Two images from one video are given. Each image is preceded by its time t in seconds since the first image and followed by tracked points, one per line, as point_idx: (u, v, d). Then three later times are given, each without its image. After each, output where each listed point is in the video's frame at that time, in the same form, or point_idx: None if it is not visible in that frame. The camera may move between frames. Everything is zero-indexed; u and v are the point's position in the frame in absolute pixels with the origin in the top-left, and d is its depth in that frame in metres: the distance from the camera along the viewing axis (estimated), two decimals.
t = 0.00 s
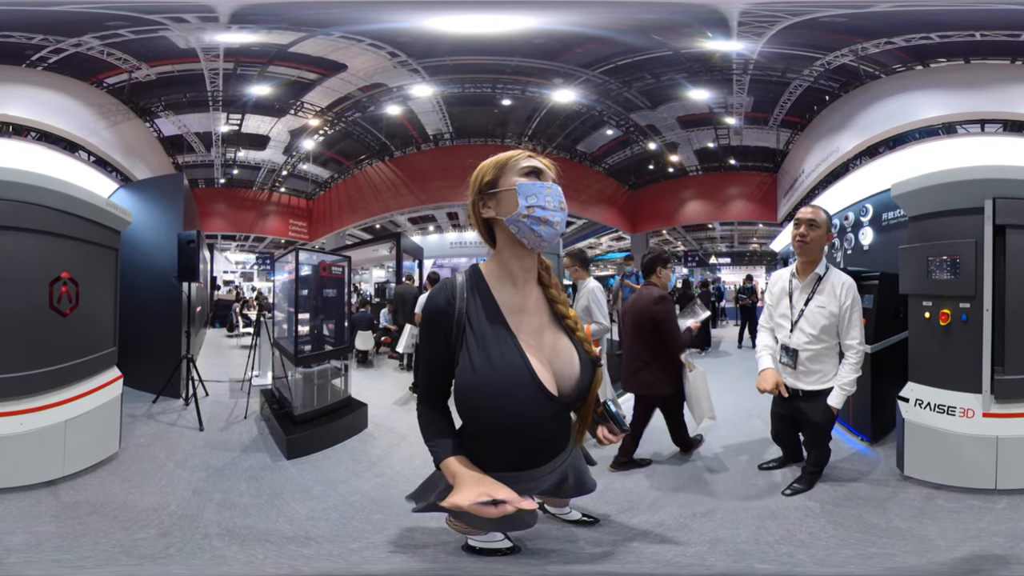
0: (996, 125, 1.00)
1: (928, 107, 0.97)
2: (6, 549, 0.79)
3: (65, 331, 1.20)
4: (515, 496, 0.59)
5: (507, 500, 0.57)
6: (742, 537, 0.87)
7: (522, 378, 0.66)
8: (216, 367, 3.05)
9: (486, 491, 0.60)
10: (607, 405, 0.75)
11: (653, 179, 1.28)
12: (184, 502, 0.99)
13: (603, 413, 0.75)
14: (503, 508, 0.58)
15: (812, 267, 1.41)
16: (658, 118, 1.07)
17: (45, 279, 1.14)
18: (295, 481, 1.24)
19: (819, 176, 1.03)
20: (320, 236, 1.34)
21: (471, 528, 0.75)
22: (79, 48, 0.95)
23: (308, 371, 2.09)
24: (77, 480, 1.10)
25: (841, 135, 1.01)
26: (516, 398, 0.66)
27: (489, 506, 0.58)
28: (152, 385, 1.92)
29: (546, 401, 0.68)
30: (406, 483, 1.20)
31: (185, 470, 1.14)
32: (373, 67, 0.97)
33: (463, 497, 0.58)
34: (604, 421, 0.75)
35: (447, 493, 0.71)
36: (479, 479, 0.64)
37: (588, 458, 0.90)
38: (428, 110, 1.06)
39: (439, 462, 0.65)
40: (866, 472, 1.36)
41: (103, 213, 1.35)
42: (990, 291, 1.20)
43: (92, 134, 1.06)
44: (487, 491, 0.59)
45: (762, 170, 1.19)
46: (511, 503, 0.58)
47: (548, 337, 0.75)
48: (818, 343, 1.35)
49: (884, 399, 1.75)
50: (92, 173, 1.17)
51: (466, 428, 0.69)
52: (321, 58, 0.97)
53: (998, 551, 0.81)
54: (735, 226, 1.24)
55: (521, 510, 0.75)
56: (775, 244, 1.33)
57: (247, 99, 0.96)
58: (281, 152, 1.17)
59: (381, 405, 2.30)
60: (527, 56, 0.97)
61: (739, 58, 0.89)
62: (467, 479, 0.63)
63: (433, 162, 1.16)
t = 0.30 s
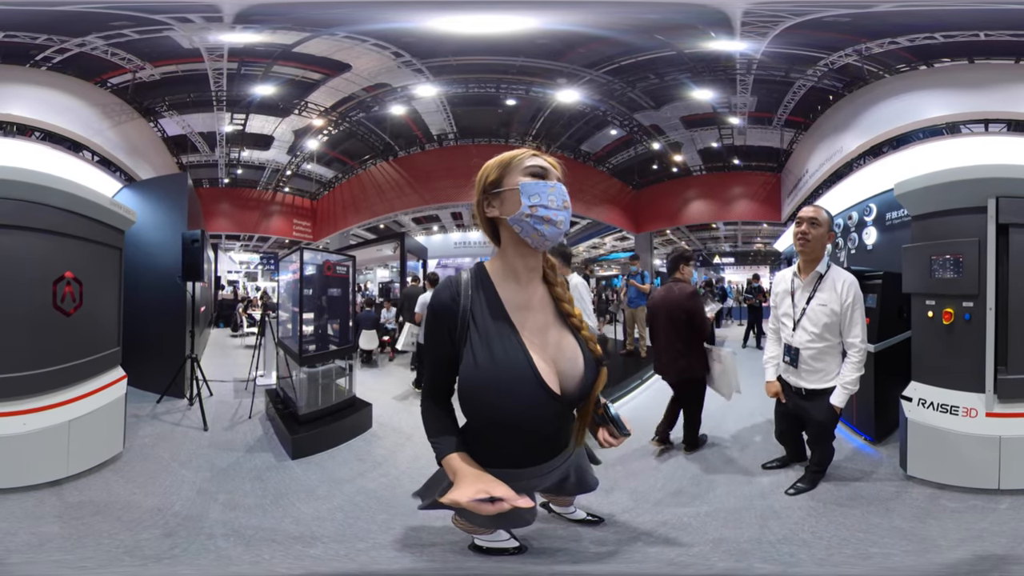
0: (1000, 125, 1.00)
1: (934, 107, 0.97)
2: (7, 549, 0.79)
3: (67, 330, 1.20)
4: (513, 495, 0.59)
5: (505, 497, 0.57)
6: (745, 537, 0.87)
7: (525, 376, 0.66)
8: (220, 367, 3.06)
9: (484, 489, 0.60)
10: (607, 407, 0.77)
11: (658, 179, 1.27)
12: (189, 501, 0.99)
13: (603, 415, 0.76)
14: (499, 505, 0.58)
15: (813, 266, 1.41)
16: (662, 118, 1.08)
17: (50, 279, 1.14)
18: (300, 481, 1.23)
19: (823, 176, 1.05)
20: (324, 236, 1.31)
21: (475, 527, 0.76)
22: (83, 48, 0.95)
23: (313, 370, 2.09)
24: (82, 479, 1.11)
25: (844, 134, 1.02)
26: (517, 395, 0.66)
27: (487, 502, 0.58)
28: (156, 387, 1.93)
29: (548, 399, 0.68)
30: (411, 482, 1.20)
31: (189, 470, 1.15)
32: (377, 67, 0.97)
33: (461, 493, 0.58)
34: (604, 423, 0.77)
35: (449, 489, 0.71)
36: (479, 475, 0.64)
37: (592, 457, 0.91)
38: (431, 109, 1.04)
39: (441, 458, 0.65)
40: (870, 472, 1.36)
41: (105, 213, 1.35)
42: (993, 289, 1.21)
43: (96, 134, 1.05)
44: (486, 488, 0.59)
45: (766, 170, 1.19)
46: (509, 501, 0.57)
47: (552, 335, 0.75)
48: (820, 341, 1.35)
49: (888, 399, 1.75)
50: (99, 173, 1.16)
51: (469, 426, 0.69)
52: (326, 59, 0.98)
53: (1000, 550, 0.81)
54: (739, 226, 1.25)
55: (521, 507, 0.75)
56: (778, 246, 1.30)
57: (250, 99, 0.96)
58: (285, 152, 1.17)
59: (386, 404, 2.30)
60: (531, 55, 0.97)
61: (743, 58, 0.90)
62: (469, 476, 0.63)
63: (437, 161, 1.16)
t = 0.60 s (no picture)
0: (1006, 125, 0.99)
1: (939, 106, 0.97)
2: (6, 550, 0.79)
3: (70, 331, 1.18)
4: (519, 493, 0.58)
5: (511, 496, 0.56)
6: (751, 537, 0.87)
7: (531, 376, 0.66)
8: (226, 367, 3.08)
9: (491, 487, 0.59)
10: (605, 412, 0.73)
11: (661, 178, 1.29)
12: (193, 501, 0.99)
13: (602, 420, 0.73)
14: (505, 504, 0.56)
15: (818, 265, 1.41)
16: (667, 118, 1.08)
17: (54, 278, 1.12)
18: (305, 482, 1.23)
19: (828, 176, 1.08)
20: (329, 235, 1.42)
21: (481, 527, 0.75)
22: (88, 48, 0.93)
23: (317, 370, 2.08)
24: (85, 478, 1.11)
25: (849, 134, 1.04)
26: (524, 394, 0.66)
27: (493, 501, 0.57)
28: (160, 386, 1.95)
29: (554, 399, 0.68)
30: (417, 482, 1.19)
31: (193, 470, 1.15)
32: (381, 66, 0.97)
33: (468, 490, 0.57)
34: (604, 427, 0.73)
35: (455, 487, 0.71)
36: (486, 475, 0.63)
37: (601, 457, 0.92)
38: (436, 110, 1.06)
39: (449, 457, 0.65)
40: (876, 472, 1.35)
41: (111, 212, 1.32)
42: (997, 288, 1.20)
43: (101, 134, 1.08)
44: (492, 486, 0.58)
45: (772, 169, 1.22)
46: (515, 499, 0.56)
47: (560, 335, 0.74)
48: (825, 339, 1.35)
49: (892, 398, 1.75)
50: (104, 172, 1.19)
51: (476, 425, 0.69)
52: (330, 60, 0.97)
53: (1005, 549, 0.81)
54: (744, 226, 1.28)
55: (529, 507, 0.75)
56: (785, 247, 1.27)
57: (256, 99, 0.95)
58: (289, 152, 1.20)
59: (391, 404, 2.29)
60: (537, 56, 0.97)
61: (748, 58, 0.89)
62: (477, 476, 0.62)
63: (441, 161, 1.17)
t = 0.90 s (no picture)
0: (1011, 125, 1.00)
1: (944, 107, 0.98)
2: (10, 547, 0.76)
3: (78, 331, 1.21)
4: (532, 494, 0.57)
5: (524, 497, 0.55)
6: (759, 537, 0.87)
7: (541, 377, 0.66)
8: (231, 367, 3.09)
9: (503, 489, 0.59)
10: (619, 410, 0.73)
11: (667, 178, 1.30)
12: (198, 501, 0.99)
13: (615, 417, 0.73)
14: (518, 505, 0.56)
15: (824, 265, 1.41)
16: (672, 118, 1.09)
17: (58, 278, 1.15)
18: (311, 483, 1.23)
19: (833, 177, 1.08)
20: (334, 236, 1.39)
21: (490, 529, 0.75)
22: (93, 48, 0.92)
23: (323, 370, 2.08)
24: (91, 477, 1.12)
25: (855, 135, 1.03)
26: (532, 396, 0.65)
27: (506, 503, 0.57)
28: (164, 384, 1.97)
29: (563, 401, 0.67)
30: (423, 482, 1.19)
31: (198, 471, 1.15)
32: (388, 67, 0.97)
33: (479, 492, 0.57)
34: (616, 425, 0.73)
35: (465, 489, 0.71)
36: (498, 475, 0.63)
37: (611, 459, 0.92)
38: (442, 110, 1.04)
39: (459, 458, 0.65)
40: (882, 472, 1.35)
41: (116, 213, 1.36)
42: (1002, 290, 1.20)
43: (106, 134, 1.08)
44: (505, 488, 0.58)
45: (777, 169, 1.25)
46: (528, 500, 0.56)
47: (568, 336, 0.74)
48: (830, 339, 1.35)
49: (898, 399, 1.75)
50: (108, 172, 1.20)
51: (485, 426, 0.68)
52: (336, 59, 0.96)
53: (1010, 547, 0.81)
54: (748, 224, 1.33)
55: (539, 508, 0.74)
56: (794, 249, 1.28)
57: (261, 99, 0.94)
58: (295, 152, 1.18)
59: (397, 405, 2.28)
60: (542, 56, 0.97)
61: (754, 58, 0.89)
62: (487, 476, 0.62)
63: (447, 161, 1.17)
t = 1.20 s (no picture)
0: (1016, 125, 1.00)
1: (951, 106, 0.97)
2: (22, 547, 0.77)
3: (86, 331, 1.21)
4: (528, 491, 0.57)
5: (520, 494, 0.55)
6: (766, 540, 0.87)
7: (539, 375, 0.65)
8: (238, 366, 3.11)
9: (501, 486, 0.58)
10: (621, 405, 0.74)
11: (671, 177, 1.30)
12: (205, 500, 1.00)
13: (616, 414, 0.74)
14: (515, 503, 0.56)
15: (827, 264, 1.41)
16: (678, 118, 1.08)
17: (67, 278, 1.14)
18: (318, 482, 1.23)
19: (839, 176, 1.06)
20: (339, 236, 1.43)
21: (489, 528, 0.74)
22: (99, 48, 0.91)
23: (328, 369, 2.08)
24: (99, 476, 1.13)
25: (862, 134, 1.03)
26: (531, 394, 0.65)
27: (502, 500, 0.56)
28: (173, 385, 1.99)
29: (562, 398, 0.67)
30: (429, 481, 1.20)
31: (204, 469, 1.16)
32: (392, 67, 0.96)
33: (477, 490, 0.56)
34: (615, 422, 0.73)
35: (464, 487, 0.71)
36: (495, 472, 0.62)
37: (612, 458, 0.91)
38: (447, 110, 1.05)
39: (459, 456, 0.65)
40: (889, 473, 1.35)
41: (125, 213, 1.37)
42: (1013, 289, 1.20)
43: (113, 134, 1.09)
44: (502, 485, 0.58)
45: (782, 170, 1.24)
46: (525, 498, 0.56)
47: (566, 334, 0.74)
48: (836, 339, 1.35)
49: (904, 399, 1.75)
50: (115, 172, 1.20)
51: (484, 424, 0.68)
52: (339, 60, 0.95)
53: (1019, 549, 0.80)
54: (755, 225, 1.31)
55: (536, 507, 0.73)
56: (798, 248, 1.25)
57: (267, 99, 0.96)
58: (300, 153, 1.20)
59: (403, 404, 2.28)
60: (547, 56, 0.95)
61: (760, 58, 0.87)
62: (485, 473, 0.62)
63: (452, 161, 1.17)
